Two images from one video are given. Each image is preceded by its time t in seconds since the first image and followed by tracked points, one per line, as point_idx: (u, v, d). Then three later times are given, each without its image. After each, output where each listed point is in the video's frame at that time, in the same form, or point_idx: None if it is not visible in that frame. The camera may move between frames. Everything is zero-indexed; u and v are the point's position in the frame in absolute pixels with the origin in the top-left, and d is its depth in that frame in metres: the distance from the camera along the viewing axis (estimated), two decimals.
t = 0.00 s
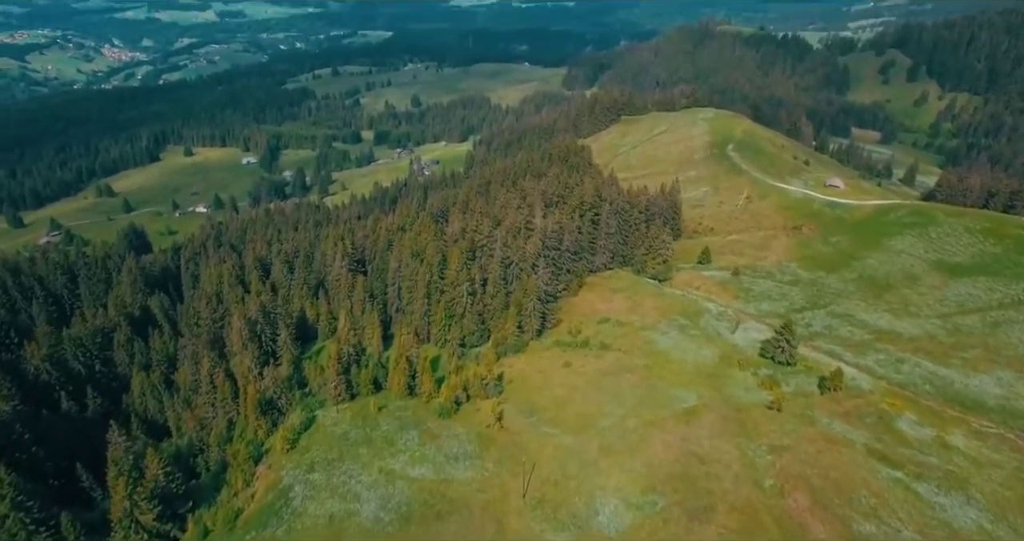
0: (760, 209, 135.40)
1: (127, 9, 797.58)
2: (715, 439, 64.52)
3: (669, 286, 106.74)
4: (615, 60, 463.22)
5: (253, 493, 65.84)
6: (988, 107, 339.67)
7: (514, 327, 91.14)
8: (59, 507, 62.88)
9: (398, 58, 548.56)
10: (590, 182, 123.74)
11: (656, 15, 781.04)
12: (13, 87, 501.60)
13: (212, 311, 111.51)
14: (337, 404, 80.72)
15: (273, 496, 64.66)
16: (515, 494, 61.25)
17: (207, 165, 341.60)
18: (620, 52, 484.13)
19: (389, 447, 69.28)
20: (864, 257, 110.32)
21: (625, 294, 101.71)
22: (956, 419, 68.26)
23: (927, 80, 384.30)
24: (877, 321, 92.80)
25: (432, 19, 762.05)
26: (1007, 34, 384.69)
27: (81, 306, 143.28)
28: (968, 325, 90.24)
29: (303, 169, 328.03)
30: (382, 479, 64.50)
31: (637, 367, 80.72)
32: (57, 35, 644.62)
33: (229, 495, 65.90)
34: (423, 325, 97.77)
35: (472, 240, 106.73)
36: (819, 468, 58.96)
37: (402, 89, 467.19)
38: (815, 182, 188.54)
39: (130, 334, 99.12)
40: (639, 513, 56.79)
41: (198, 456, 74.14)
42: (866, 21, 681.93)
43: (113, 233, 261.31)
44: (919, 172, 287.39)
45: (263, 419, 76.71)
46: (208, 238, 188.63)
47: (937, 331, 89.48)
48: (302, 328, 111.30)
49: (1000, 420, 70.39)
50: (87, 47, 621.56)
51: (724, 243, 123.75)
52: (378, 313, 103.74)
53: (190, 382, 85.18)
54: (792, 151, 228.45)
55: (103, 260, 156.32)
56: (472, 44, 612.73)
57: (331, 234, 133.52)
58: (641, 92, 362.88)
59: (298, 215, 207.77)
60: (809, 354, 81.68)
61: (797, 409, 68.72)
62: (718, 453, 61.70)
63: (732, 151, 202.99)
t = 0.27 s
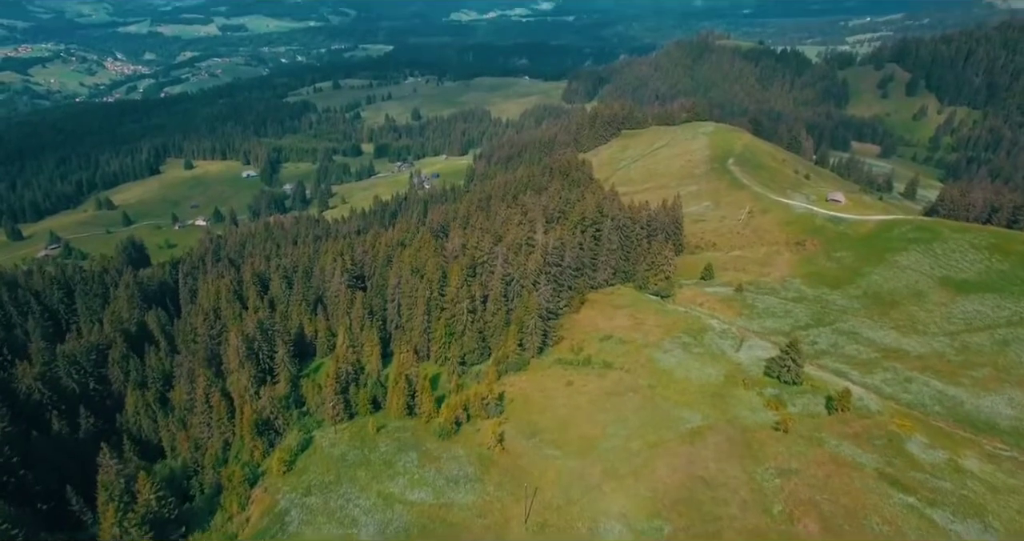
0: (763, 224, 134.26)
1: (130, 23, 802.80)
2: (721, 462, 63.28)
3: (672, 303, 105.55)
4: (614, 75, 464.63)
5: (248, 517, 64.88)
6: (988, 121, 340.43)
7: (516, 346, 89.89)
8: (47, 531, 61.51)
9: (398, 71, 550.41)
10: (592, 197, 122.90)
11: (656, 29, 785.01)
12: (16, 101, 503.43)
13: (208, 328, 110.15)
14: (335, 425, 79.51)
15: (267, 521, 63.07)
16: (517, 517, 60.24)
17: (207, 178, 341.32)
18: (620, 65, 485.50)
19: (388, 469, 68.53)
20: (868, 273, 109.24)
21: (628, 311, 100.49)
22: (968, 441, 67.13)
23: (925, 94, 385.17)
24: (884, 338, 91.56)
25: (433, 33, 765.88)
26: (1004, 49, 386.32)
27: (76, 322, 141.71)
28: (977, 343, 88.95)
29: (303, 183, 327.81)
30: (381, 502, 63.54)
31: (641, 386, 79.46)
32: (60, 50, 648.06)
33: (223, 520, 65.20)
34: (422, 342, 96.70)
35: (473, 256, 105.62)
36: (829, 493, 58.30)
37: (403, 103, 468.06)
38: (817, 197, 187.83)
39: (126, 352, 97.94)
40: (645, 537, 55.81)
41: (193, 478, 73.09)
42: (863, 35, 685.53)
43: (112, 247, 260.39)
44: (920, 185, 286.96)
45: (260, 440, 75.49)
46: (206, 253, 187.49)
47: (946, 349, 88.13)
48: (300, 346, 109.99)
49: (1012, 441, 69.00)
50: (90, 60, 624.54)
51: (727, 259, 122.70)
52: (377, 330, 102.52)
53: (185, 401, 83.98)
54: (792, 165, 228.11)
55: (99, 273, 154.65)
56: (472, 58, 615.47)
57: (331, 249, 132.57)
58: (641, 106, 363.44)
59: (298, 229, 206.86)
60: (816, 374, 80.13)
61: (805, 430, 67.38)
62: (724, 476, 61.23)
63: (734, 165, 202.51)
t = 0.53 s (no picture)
0: (766, 240, 132.50)
1: (133, 38, 807.03)
2: (727, 490, 62.37)
3: (675, 322, 104.06)
4: (614, 89, 465.38)
5: None
6: (987, 136, 340.94)
7: (517, 367, 88.33)
8: None
9: (399, 86, 551.76)
10: (594, 215, 121.72)
11: (654, 45, 788.73)
12: (17, 115, 504.46)
13: (205, 346, 108.29)
14: (332, 448, 78.15)
15: None
16: None
17: (207, 193, 340.63)
18: (619, 80, 486.62)
19: (388, 496, 68.47)
20: (874, 292, 107.71)
21: (630, 330, 99.02)
22: (982, 467, 65.82)
23: (924, 109, 385.63)
24: (892, 358, 89.90)
25: (433, 48, 769.67)
26: (1002, 65, 387.68)
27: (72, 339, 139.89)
28: (987, 364, 87.35)
29: (303, 198, 326.93)
30: (380, 532, 63.75)
31: (645, 407, 77.84)
32: (63, 64, 650.90)
33: None
34: (422, 362, 95.26)
35: (474, 275, 104.09)
36: (841, 523, 57.94)
37: (403, 117, 468.65)
38: (819, 213, 186.81)
39: (120, 371, 96.17)
40: None
41: (185, 504, 72.18)
42: (861, 51, 688.86)
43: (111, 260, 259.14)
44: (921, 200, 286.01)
45: (255, 464, 74.27)
46: (205, 269, 185.99)
47: (956, 370, 86.55)
48: (298, 365, 108.33)
49: None
50: (92, 75, 626.99)
51: (731, 276, 121.24)
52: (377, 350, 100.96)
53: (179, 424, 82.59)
54: (793, 181, 227.17)
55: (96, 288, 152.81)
56: (472, 73, 617.26)
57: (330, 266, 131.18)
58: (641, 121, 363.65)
59: (297, 244, 205.41)
60: (824, 395, 78.01)
61: (814, 456, 65.79)
62: (732, 504, 61.04)
63: (735, 180, 201.60)
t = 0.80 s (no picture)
0: (769, 256, 130.80)
1: (136, 52, 810.80)
2: (736, 517, 61.72)
3: (679, 340, 102.57)
4: (614, 103, 465.91)
5: None
6: (986, 151, 341.64)
7: (518, 387, 87.03)
8: None
9: (399, 100, 552.71)
10: (595, 231, 120.49)
11: (654, 59, 791.65)
12: (20, 128, 505.51)
13: (202, 364, 105.41)
14: (329, 472, 77.43)
15: None
16: None
17: (206, 206, 339.84)
18: (619, 94, 487.39)
19: (386, 522, 69.46)
20: (881, 309, 106.11)
21: (633, 349, 97.53)
22: (998, 493, 64.32)
23: (923, 123, 385.71)
24: (901, 378, 88.16)
25: (433, 62, 772.40)
26: (1000, 79, 388.54)
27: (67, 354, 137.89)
28: (1000, 384, 85.75)
29: (303, 211, 325.93)
30: None
31: (649, 429, 76.43)
32: (66, 78, 653.23)
33: None
34: (421, 382, 94.00)
35: (474, 292, 102.67)
36: None
37: (403, 131, 468.87)
38: (821, 227, 185.78)
39: (114, 390, 94.12)
40: None
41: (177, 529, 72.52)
42: (859, 65, 691.39)
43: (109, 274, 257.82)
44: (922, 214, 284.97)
45: (250, 488, 74.42)
46: (203, 284, 184.47)
47: (967, 390, 84.95)
48: (295, 385, 106.67)
49: None
50: (95, 88, 629.25)
51: (734, 293, 119.75)
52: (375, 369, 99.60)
53: (172, 447, 82.20)
54: (795, 195, 226.12)
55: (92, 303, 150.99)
56: (472, 87, 618.84)
57: (329, 282, 129.63)
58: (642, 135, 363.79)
59: (296, 259, 204.14)
60: (834, 417, 75.93)
61: (825, 481, 64.64)
62: (740, 530, 60.80)
63: (736, 195, 200.61)
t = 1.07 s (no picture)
0: (772, 268, 129.34)
1: (138, 63, 813.49)
2: (743, 539, 61.13)
3: (682, 355, 101.15)
4: (615, 114, 466.22)
5: None
6: (985, 162, 341.66)
7: (519, 404, 85.54)
8: None
9: (399, 111, 553.21)
10: (597, 244, 119.35)
11: (653, 70, 793.50)
12: (22, 139, 506.01)
13: (197, 379, 103.40)
14: (327, 492, 76.77)
15: None
16: None
17: (206, 217, 339.03)
18: (619, 105, 487.75)
19: None
20: (887, 323, 104.69)
21: (636, 363, 96.15)
22: (1013, 515, 62.89)
23: (923, 134, 385.49)
24: (909, 394, 86.74)
25: (433, 74, 774.51)
26: (998, 90, 388.95)
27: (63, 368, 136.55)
28: (1011, 401, 84.26)
29: (303, 222, 325.01)
30: None
31: (653, 448, 75.30)
32: (68, 89, 654.90)
33: None
34: (421, 398, 92.69)
35: (475, 306, 101.43)
36: None
37: (403, 142, 468.74)
38: (824, 239, 184.54)
39: (108, 405, 92.65)
40: None
41: None
42: (857, 76, 692.95)
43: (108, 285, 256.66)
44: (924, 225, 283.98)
45: (245, 508, 74.43)
46: (200, 296, 183.05)
47: (978, 408, 83.46)
48: (293, 400, 104.96)
49: None
50: (97, 99, 630.68)
51: (737, 306, 118.32)
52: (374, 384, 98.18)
53: (166, 466, 81.64)
54: (796, 206, 224.97)
55: (89, 315, 149.31)
56: (472, 98, 619.79)
57: (328, 295, 128.27)
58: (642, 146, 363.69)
59: (296, 271, 202.92)
60: (842, 435, 74.44)
61: (834, 504, 63.65)
62: None
63: (737, 206, 199.51)
